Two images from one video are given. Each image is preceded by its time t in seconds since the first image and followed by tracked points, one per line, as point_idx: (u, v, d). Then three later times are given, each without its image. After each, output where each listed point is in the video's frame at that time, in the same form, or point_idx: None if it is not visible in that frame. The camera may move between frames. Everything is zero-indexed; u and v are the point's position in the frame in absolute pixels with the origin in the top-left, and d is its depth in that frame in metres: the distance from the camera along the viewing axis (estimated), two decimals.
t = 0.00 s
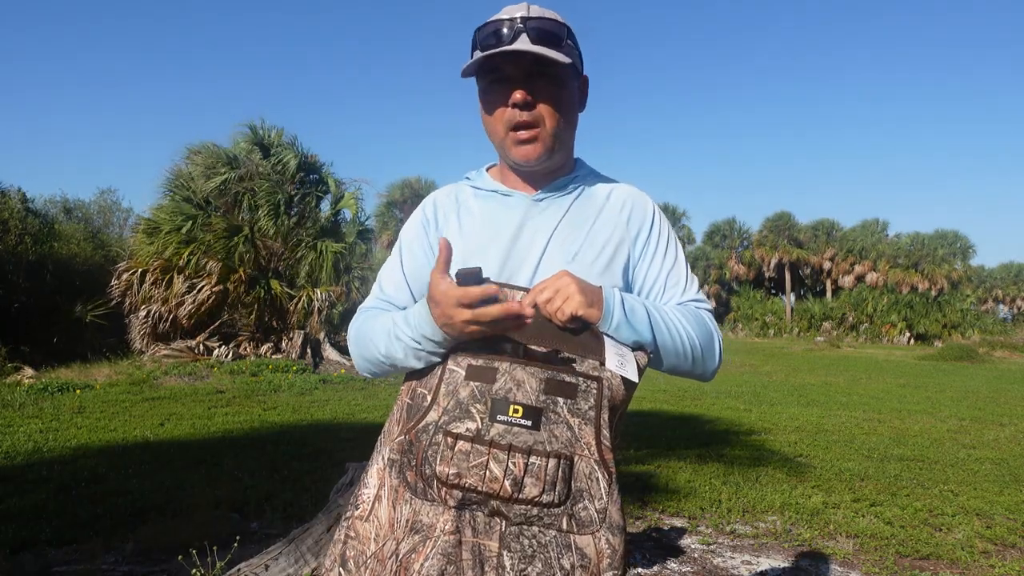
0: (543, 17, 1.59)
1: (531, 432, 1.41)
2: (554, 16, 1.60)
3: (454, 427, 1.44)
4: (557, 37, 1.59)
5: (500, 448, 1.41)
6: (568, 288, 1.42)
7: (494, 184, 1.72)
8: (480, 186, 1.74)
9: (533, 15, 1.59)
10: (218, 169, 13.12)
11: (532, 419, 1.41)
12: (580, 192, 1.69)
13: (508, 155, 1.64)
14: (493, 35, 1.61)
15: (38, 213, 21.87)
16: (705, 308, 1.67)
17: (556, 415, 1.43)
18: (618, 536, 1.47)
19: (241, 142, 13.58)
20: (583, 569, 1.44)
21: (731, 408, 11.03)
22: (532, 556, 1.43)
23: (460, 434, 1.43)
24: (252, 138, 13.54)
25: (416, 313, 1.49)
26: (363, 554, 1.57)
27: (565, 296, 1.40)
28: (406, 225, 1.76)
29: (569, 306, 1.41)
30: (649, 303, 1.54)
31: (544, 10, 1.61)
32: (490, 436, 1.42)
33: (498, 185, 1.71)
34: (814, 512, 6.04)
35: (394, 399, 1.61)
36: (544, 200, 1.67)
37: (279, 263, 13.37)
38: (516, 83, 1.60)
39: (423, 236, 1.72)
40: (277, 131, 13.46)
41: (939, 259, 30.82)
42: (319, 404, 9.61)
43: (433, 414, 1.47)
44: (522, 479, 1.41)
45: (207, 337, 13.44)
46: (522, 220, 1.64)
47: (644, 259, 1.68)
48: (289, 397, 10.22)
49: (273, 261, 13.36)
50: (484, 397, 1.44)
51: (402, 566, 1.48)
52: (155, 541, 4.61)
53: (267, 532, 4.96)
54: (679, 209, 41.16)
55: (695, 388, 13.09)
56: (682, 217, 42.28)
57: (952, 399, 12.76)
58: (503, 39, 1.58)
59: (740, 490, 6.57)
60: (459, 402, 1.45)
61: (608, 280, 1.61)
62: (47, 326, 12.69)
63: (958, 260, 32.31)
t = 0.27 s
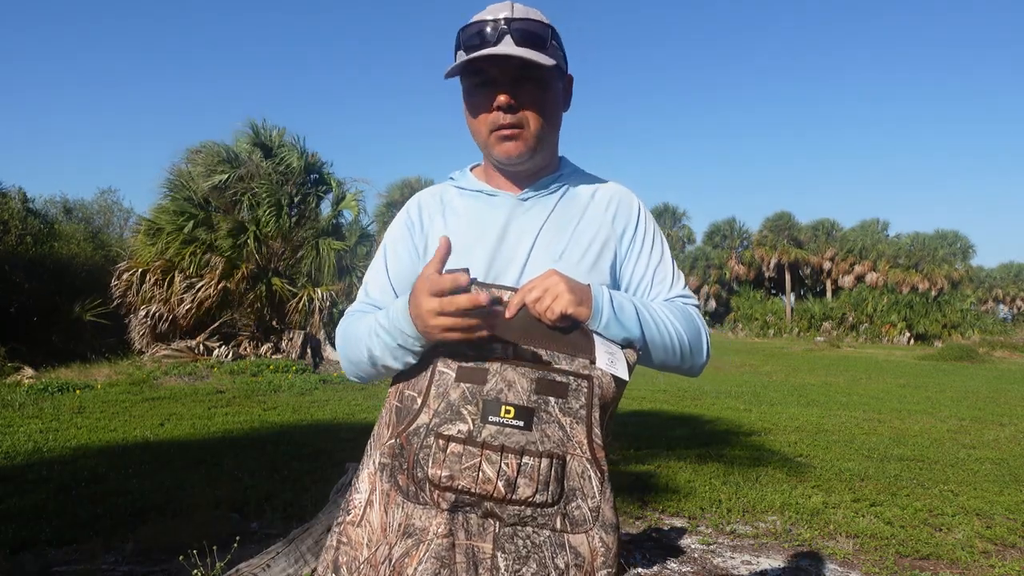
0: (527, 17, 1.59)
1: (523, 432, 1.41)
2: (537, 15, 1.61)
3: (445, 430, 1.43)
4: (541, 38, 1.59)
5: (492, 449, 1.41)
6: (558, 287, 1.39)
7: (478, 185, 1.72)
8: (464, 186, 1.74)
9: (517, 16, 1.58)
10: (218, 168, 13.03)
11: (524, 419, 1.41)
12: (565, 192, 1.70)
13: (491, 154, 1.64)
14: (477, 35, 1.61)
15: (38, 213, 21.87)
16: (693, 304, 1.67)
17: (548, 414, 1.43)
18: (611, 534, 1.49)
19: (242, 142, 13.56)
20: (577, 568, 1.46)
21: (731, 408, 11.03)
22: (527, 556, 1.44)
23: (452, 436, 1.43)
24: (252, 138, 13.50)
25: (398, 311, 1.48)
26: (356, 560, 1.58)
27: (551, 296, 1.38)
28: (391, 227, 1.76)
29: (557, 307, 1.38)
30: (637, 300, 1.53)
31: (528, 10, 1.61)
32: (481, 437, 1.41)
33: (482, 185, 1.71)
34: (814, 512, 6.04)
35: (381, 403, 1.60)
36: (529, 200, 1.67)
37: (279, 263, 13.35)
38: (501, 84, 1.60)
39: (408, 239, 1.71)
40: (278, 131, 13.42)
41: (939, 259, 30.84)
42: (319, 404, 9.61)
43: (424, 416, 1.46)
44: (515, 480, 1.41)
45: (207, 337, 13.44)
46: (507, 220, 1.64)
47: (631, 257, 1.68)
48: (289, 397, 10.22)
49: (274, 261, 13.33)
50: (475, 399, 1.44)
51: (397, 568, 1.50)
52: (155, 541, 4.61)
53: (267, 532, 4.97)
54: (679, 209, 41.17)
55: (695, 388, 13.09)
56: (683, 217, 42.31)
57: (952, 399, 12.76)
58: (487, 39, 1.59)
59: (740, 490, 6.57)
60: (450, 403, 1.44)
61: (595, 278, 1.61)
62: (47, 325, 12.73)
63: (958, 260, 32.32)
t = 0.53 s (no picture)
0: (491, 54, 1.57)
1: (504, 430, 1.49)
2: (499, 48, 1.58)
3: (427, 431, 1.51)
4: (506, 75, 1.58)
5: (473, 448, 1.49)
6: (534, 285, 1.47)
7: (447, 187, 1.73)
8: (431, 188, 1.75)
9: (480, 55, 1.57)
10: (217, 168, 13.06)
11: (504, 417, 1.49)
12: (536, 191, 1.71)
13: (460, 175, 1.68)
14: (439, 74, 1.60)
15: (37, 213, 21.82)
16: (665, 298, 1.71)
17: (528, 413, 1.51)
18: (594, 530, 1.55)
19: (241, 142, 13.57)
20: (561, 564, 1.52)
21: (731, 408, 11.03)
22: (511, 554, 1.51)
23: (433, 436, 1.51)
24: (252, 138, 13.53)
25: (357, 329, 1.53)
26: (339, 566, 1.62)
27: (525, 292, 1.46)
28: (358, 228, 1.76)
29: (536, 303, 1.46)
30: (613, 297, 1.60)
31: (491, 39, 1.58)
32: (463, 436, 1.49)
33: (453, 188, 1.72)
34: (814, 512, 6.04)
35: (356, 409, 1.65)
36: (502, 203, 1.69)
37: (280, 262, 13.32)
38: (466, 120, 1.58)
39: (377, 245, 1.72)
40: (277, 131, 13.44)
41: (939, 259, 30.85)
42: (319, 404, 9.61)
43: (405, 419, 1.53)
44: (497, 478, 1.48)
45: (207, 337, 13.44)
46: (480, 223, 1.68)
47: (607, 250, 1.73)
48: (289, 397, 10.21)
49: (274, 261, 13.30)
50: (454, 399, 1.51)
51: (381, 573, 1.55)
52: (155, 541, 4.61)
53: (267, 532, 4.96)
54: (679, 209, 41.17)
55: (694, 388, 13.10)
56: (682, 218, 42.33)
57: (952, 399, 12.75)
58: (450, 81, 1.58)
59: (740, 490, 6.57)
60: (431, 404, 1.51)
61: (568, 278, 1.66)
62: (47, 325, 12.73)
63: (958, 260, 32.33)
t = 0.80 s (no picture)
0: (449, 63, 1.57)
1: (489, 431, 1.53)
2: (456, 57, 1.58)
3: (410, 434, 1.54)
4: (467, 84, 1.59)
5: (458, 449, 1.52)
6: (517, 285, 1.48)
7: (415, 188, 1.72)
8: (399, 189, 1.74)
9: (438, 66, 1.57)
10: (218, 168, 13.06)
11: (489, 418, 1.53)
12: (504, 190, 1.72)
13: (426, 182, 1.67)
14: (398, 83, 1.60)
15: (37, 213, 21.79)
16: (638, 290, 1.78)
17: (511, 413, 1.54)
18: (577, 526, 1.61)
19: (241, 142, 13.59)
20: (547, 561, 1.57)
21: (731, 408, 11.04)
22: (497, 554, 1.55)
23: (417, 439, 1.54)
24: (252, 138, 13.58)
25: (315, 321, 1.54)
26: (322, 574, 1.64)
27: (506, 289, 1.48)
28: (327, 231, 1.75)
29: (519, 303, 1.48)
30: (590, 293, 1.63)
31: (450, 47, 1.58)
32: (447, 438, 1.53)
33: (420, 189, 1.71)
34: (814, 512, 6.04)
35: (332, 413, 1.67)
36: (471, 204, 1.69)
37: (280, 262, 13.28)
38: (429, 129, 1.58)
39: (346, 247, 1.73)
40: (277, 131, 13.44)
41: (939, 259, 30.85)
42: (319, 404, 9.60)
43: (387, 422, 1.56)
44: (483, 479, 1.52)
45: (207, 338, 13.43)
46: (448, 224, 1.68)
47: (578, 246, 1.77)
48: (289, 397, 10.21)
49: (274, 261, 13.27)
50: (437, 401, 1.55)
51: None
52: (155, 541, 4.61)
53: (267, 532, 4.96)
54: (679, 209, 41.14)
55: (694, 388, 13.09)
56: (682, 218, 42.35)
57: (952, 399, 12.75)
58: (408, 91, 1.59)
59: (740, 490, 6.57)
60: (413, 407, 1.55)
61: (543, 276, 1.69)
62: (47, 326, 12.73)
63: (959, 260, 32.33)
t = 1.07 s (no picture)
0: (419, 67, 1.52)
1: (475, 432, 1.53)
2: (428, 58, 1.53)
3: (395, 436, 1.52)
4: (439, 89, 1.55)
5: (444, 451, 1.51)
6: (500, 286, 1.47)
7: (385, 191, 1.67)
8: (369, 191, 1.69)
9: (408, 69, 1.52)
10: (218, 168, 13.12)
11: (474, 419, 1.52)
12: (476, 192, 1.68)
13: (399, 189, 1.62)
14: (367, 86, 1.55)
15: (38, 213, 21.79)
16: (613, 283, 1.79)
17: (496, 413, 1.54)
18: (562, 524, 1.61)
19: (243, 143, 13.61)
20: (533, 559, 1.57)
21: (731, 408, 11.04)
22: (485, 555, 1.54)
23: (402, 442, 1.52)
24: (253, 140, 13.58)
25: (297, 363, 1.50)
26: None
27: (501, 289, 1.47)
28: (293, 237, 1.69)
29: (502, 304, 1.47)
30: (569, 290, 1.63)
31: (420, 49, 1.53)
32: (433, 440, 1.52)
33: (390, 192, 1.66)
34: (814, 512, 6.05)
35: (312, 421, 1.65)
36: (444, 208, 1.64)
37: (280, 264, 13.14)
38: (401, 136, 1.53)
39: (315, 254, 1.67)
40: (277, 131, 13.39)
41: (939, 259, 30.88)
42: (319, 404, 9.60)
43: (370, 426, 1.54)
44: (470, 480, 1.51)
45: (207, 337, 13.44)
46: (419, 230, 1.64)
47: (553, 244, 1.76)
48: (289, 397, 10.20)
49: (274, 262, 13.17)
50: (422, 403, 1.53)
51: None
52: (155, 541, 4.62)
53: (267, 532, 4.96)
54: (679, 209, 41.18)
55: (694, 388, 13.10)
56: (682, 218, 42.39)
57: (952, 399, 12.76)
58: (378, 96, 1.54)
59: (740, 490, 6.57)
60: (398, 409, 1.53)
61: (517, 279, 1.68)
62: (47, 325, 12.74)
63: (959, 260, 32.35)
